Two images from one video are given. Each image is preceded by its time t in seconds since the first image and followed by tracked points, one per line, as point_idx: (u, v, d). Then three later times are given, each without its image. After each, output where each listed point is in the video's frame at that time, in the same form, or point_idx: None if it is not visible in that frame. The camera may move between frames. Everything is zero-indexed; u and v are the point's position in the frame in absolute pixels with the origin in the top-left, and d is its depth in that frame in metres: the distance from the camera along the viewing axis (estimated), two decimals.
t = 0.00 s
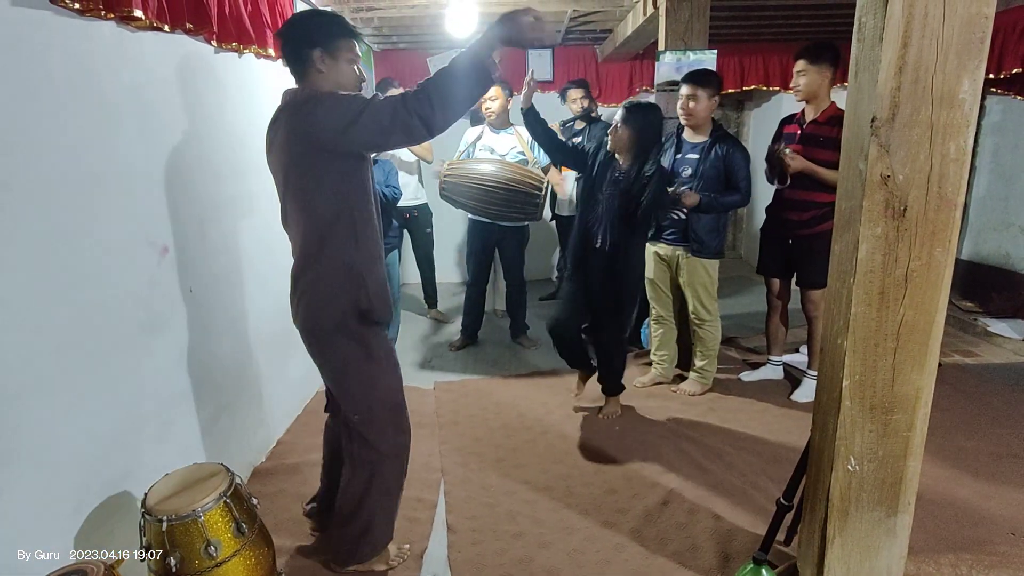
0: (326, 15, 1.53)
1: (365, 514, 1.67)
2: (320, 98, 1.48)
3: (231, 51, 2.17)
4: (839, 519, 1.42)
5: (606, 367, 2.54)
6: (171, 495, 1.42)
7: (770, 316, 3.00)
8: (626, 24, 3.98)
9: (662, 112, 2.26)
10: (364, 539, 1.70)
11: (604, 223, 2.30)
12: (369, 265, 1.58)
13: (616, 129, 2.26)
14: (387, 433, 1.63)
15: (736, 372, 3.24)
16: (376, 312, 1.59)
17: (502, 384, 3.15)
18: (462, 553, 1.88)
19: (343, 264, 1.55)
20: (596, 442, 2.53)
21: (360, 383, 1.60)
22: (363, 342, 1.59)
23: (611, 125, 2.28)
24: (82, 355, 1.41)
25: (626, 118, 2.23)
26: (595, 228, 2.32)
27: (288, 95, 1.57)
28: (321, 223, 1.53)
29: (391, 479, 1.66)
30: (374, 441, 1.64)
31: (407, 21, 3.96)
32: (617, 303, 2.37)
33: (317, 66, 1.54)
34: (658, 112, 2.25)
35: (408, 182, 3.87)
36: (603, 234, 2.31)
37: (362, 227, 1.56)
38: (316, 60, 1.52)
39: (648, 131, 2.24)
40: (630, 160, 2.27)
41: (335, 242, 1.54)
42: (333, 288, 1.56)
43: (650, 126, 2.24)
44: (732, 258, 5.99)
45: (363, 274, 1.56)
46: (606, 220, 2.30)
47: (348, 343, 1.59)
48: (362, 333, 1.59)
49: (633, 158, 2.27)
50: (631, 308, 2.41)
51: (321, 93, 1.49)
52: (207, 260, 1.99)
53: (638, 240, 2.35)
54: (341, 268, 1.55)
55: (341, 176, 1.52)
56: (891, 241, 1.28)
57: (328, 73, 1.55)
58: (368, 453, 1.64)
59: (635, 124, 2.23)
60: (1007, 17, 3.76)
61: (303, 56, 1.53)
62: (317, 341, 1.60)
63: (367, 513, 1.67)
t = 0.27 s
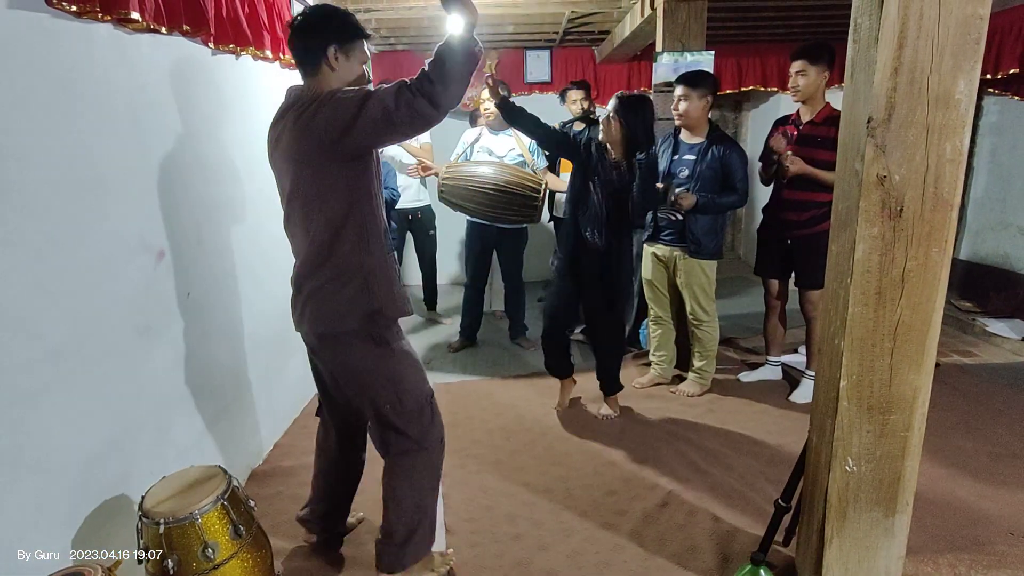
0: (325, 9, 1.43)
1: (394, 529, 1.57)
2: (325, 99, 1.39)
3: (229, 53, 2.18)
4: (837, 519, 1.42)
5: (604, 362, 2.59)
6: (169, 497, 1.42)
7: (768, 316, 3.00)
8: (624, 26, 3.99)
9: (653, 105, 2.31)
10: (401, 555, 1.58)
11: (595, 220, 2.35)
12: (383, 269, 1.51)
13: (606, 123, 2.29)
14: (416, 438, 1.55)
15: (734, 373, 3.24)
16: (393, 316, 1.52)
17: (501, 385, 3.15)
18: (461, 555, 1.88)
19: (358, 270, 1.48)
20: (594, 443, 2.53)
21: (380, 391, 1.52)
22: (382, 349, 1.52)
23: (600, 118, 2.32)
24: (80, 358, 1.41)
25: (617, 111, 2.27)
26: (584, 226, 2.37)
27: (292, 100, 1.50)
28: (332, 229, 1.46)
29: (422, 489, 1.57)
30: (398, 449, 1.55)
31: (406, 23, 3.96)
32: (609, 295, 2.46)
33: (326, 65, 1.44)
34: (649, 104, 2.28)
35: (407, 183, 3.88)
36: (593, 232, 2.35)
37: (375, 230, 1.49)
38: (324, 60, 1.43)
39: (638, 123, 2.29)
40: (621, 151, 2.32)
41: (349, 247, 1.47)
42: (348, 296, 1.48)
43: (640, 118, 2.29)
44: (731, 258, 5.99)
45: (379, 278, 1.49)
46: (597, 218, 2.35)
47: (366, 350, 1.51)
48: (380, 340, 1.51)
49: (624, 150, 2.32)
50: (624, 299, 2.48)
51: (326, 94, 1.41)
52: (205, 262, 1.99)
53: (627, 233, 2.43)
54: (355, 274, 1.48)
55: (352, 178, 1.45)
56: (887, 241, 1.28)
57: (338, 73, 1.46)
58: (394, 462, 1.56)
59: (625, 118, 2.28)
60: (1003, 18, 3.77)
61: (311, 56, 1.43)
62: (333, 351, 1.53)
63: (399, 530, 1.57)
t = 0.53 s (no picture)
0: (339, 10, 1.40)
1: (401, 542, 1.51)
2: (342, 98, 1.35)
3: (227, 55, 2.18)
4: (834, 519, 1.43)
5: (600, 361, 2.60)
6: (167, 498, 1.42)
7: (767, 316, 3.00)
8: (622, 26, 3.99)
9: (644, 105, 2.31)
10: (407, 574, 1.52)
11: (590, 221, 2.38)
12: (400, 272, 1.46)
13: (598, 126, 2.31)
14: (428, 451, 1.50)
15: (733, 373, 3.24)
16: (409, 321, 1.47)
17: (500, 385, 3.15)
18: (460, 555, 1.88)
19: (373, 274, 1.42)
20: (593, 443, 2.53)
21: (394, 401, 1.47)
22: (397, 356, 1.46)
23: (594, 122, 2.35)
24: (79, 358, 1.41)
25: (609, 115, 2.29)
26: (578, 223, 2.40)
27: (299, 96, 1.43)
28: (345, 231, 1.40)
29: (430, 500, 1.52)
30: (409, 463, 1.49)
31: (403, 24, 3.96)
32: (603, 294, 2.47)
33: (338, 65, 1.41)
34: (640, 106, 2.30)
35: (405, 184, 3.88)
36: (586, 229, 2.39)
37: (390, 231, 1.43)
38: (339, 61, 1.40)
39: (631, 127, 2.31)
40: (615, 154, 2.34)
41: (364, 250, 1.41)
42: (363, 301, 1.43)
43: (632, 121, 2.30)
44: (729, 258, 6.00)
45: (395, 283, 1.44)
46: (590, 216, 2.38)
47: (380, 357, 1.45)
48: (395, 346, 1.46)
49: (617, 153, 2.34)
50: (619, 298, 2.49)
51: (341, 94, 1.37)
52: (203, 263, 1.99)
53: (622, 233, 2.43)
54: (370, 279, 1.42)
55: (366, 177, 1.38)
56: (884, 241, 1.28)
57: (349, 75, 1.43)
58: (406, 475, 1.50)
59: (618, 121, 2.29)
60: (1001, 18, 3.77)
61: (322, 57, 1.39)
62: (344, 358, 1.47)
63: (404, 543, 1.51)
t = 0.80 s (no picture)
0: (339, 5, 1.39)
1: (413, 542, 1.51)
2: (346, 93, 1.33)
3: (227, 57, 2.18)
4: (834, 520, 1.43)
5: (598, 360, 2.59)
6: (167, 500, 1.42)
7: (766, 317, 3.00)
8: (621, 28, 3.99)
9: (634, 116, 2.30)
10: None
11: (583, 227, 2.38)
12: (405, 269, 1.46)
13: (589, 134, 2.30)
14: (436, 448, 1.49)
15: (733, 373, 3.25)
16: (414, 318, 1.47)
17: (500, 387, 3.15)
18: (460, 556, 1.88)
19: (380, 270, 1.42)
20: (593, 444, 2.53)
21: (400, 400, 1.45)
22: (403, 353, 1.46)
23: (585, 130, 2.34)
24: (78, 361, 1.42)
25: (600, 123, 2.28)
26: (574, 232, 2.40)
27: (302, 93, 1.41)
28: (351, 229, 1.40)
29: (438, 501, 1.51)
30: (417, 462, 1.48)
31: (402, 25, 3.96)
32: (599, 299, 2.46)
33: (342, 63, 1.39)
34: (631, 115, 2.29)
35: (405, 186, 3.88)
36: (581, 237, 2.39)
37: (395, 227, 1.44)
38: (343, 57, 1.38)
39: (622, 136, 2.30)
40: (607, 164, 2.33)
41: (370, 247, 1.41)
42: (369, 298, 1.42)
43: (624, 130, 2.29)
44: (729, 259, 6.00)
45: (399, 281, 1.44)
46: (586, 224, 2.38)
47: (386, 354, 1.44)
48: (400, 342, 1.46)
49: (610, 162, 2.33)
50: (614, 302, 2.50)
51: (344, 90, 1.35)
52: (202, 265, 1.99)
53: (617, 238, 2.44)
54: (377, 276, 1.42)
55: (370, 174, 1.39)
56: (883, 241, 1.28)
57: (353, 72, 1.41)
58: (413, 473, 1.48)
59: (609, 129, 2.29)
60: (999, 18, 3.78)
61: (326, 56, 1.37)
62: (350, 357, 1.46)
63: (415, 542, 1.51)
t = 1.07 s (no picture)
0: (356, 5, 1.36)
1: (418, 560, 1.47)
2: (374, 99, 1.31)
3: (228, 59, 2.19)
4: (836, 522, 1.42)
5: (579, 354, 2.61)
6: (170, 502, 1.42)
7: (767, 318, 3.00)
8: (622, 30, 4.00)
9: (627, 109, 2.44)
10: None
11: (577, 214, 2.41)
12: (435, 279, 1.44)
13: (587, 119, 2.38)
14: (457, 463, 1.47)
15: (734, 375, 3.24)
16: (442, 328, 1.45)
17: (502, 389, 3.15)
18: (462, 558, 1.88)
19: (410, 280, 1.39)
20: (595, 446, 2.53)
21: (427, 411, 1.43)
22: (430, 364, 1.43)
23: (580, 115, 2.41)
24: (80, 364, 1.42)
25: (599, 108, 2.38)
26: (567, 219, 2.41)
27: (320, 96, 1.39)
28: (379, 238, 1.37)
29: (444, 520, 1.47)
30: (437, 475, 1.45)
31: (404, 27, 3.97)
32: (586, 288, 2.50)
33: (361, 64, 1.36)
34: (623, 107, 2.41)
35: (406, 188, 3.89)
36: (575, 224, 2.42)
37: (423, 236, 1.41)
38: (364, 60, 1.36)
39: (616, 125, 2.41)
40: (601, 148, 2.44)
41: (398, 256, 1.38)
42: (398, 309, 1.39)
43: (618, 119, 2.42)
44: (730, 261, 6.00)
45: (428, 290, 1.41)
46: (580, 210, 2.42)
47: (411, 366, 1.41)
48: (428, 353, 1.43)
49: (603, 146, 2.44)
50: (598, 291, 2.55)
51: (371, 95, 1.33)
52: (203, 267, 2.00)
53: (604, 226, 2.50)
54: (406, 287, 1.39)
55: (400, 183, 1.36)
56: (884, 243, 1.28)
57: (370, 73, 1.39)
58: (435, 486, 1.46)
59: (605, 117, 2.38)
60: (1000, 19, 3.78)
61: (344, 56, 1.34)
62: (374, 368, 1.42)
63: (423, 557, 1.47)
